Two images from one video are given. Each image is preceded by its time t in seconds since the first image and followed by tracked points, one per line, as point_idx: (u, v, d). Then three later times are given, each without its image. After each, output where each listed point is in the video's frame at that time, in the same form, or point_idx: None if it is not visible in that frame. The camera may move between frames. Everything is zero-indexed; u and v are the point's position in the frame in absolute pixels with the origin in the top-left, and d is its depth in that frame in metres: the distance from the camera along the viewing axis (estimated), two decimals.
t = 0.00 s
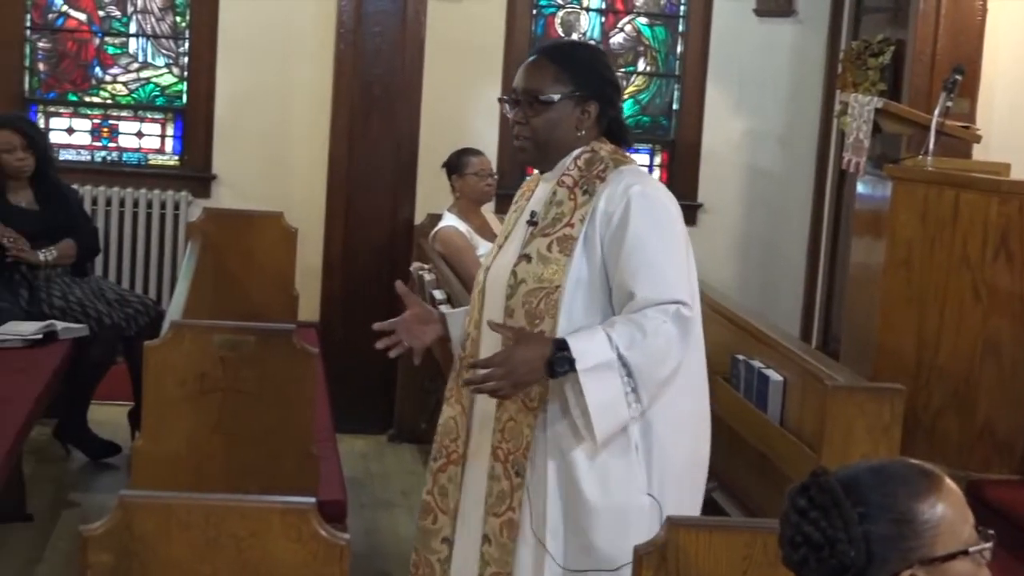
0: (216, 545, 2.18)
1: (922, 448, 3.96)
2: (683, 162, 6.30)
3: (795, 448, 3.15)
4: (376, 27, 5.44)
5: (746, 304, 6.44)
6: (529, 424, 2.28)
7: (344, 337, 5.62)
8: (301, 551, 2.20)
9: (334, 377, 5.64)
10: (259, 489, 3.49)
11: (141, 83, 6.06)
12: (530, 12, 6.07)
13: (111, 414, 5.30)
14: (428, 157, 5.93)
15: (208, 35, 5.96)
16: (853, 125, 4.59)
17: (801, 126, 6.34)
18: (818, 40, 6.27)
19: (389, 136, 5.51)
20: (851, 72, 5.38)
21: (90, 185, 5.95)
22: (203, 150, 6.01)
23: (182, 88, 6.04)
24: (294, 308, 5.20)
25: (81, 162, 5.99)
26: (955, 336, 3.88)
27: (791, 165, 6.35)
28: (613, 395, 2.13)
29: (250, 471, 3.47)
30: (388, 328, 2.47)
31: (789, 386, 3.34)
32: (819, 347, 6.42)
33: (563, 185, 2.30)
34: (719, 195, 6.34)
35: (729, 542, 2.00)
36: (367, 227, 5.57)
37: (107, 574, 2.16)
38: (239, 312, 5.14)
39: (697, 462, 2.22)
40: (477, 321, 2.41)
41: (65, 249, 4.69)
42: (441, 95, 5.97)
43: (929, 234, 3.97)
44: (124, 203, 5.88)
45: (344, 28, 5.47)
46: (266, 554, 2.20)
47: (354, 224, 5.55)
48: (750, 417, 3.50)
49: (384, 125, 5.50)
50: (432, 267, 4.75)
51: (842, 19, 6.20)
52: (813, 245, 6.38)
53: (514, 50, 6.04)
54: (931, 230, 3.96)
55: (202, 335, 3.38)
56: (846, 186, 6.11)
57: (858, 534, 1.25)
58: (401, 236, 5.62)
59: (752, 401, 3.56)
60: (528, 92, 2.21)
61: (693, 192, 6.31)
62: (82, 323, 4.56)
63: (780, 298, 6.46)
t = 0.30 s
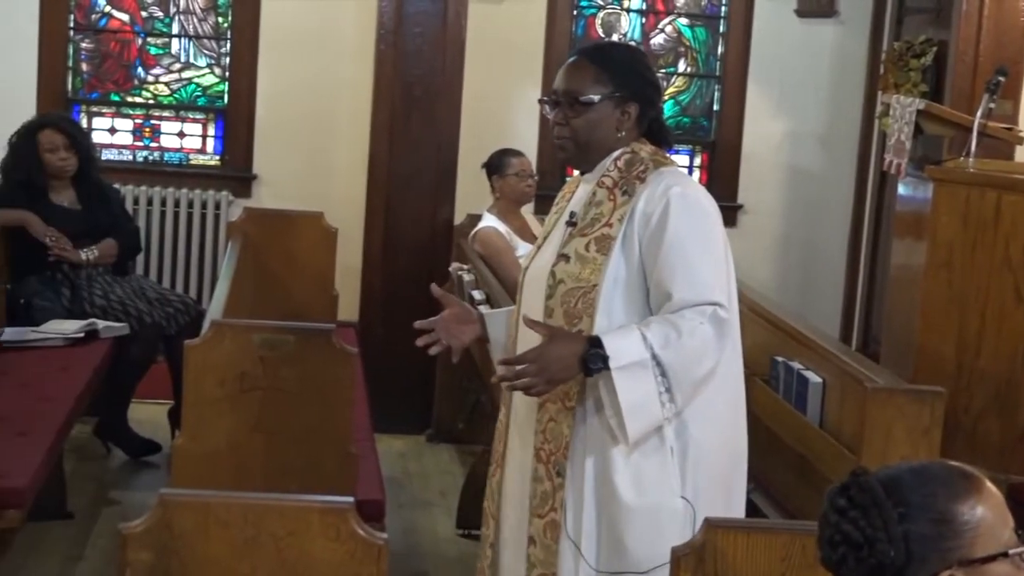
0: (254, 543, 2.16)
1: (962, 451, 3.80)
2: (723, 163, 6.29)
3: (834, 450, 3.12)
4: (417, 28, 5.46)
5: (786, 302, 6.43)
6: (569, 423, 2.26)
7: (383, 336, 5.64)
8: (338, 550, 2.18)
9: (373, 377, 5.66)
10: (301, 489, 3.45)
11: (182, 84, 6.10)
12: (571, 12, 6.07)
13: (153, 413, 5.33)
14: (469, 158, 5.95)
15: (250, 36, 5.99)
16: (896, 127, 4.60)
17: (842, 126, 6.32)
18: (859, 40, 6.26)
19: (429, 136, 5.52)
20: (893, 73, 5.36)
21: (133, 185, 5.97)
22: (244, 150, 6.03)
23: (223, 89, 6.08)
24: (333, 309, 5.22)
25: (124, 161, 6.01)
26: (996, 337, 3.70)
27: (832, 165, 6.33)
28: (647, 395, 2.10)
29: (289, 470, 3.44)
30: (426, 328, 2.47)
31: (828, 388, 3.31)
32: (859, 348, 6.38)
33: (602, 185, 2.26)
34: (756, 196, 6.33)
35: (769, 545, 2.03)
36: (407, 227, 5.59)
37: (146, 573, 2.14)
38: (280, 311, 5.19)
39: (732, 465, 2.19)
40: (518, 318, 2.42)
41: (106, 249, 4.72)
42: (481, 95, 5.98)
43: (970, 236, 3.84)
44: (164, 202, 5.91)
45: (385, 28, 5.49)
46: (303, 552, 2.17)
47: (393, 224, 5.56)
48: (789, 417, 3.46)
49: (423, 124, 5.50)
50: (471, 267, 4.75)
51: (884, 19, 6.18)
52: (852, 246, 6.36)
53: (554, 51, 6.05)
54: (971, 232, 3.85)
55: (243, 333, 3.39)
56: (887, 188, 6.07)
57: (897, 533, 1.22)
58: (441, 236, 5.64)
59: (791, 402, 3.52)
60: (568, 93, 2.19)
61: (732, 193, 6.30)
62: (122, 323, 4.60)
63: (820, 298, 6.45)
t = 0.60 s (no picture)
0: (275, 542, 2.16)
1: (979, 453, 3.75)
2: (744, 163, 6.28)
3: (853, 451, 3.11)
4: (438, 27, 5.46)
5: (806, 301, 6.42)
6: (591, 421, 2.26)
7: (404, 335, 5.65)
8: (358, 549, 2.18)
9: (393, 376, 5.67)
10: (320, 487, 3.46)
11: (204, 83, 6.10)
12: (593, 12, 6.07)
13: (175, 412, 5.35)
14: (490, 157, 5.96)
15: (271, 35, 6.00)
16: (916, 126, 4.61)
17: (863, 127, 6.31)
18: (880, 40, 6.25)
19: (450, 135, 5.52)
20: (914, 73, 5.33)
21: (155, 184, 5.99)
22: (265, 149, 6.05)
23: (244, 88, 6.08)
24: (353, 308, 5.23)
25: (145, 160, 6.03)
26: (1019, 338, 3.71)
27: (853, 165, 6.32)
28: (665, 394, 2.09)
29: (308, 470, 3.45)
30: (448, 329, 2.48)
31: (849, 388, 3.30)
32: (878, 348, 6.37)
33: (624, 185, 2.25)
34: (776, 196, 6.32)
35: (789, 545, 2.02)
36: (428, 226, 5.59)
37: (168, 571, 2.15)
38: (301, 310, 5.20)
39: (750, 465, 2.18)
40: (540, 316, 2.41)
41: (128, 247, 4.74)
42: (502, 94, 5.99)
43: (993, 236, 3.78)
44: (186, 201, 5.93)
45: (406, 28, 5.48)
46: (324, 551, 2.17)
47: (413, 223, 5.56)
48: (807, 415, 3.44)
49: (444, 123, 5.50)
50: (491, 266, 4.76)
51: (905, 19, 6.17)
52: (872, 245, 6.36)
53: (575, 50, 6.05)
54: (993, 232, 3.78)
55: (263, 334, 3.38)
56: (908, 189, 6.07)
57: (919, 529, 1.20)
58: (461, 235, 5.65)
59: (811, 400, 3.49)
60: (590, 94, 2.18)
61: (752, 193, 6.30)
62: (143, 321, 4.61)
63: (842, 299, 6.44)
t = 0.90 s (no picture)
0: (275, 543, 2.16)
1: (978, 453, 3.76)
2: (744, 162, 6.28)
3: (853, 450, 3.11)
4: (438, 27, 5.46)
5: (807, 301, 6.42)
6: (591, 420, 2.25)
7: (404, 334, 5.66)
8: (358, 549, 2.18)
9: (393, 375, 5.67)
10: (320, 487, 3.46)
11: (204, 82, 6.10)
12: (593, 11, 6.06)
13: (174, 411, 5.35)
14: (489, 157, 5.96)
15: (271, 34, 6.00)
16: (916, 125, 4.60)
17: (862, 126, 6.31)
18: (881, 39, 6.24)
19: (450, 134, 5.52)
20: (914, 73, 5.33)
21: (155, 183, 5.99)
22: (265, 148, 6.05)
23: (244, 87, 6.08)
24: (353, 307, 5.23)
25: (145, 160, 6.03)
26: (1019, 336, 3.71)
27: (853, 164, 6.32)
28: (664, 394, 2.09)
29: (308, 470, 3.44)
30: (447, 328, 2.46)
31: (849, 388, 3.30)
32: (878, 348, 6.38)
33: (624, 184, 2.25)
34: (777, 196, 6.32)
35: (786, 543, 2.02)
36: (428, 226, 5.59)
37: (168, 570, 2.14)
38: (301, 310, 5.20)
39: (749, 466, 2.18)
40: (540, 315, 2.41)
41: (128, 246, 4.75)
42: (502, 94, 5.99)
43: (993, 236, 3.78)
44: (185, 201, 5.93)
45: (406, 28, 5.48)
46: (324, 551, 2.17)
47: (413, 222, 5.56)
48: (807, 414, 3.44)
49: (445, 122, 5.50)
50: (491, 266, 4.76)
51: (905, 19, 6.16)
52: (873, 244, 6.36)
53: (576, 49, 6.05)
54: (993, 232, 3.78)
55: (264, 333, 3.39)
56: (909, 188, 6.07)
57: (919, 523, 1.20)
58: (461, 234, 5.64)
59: (811, 399, 3.49)
60: (590, 94, 2.18)
61: (752, 192, 6.30)
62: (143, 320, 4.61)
63: (841, 298, 6.44)
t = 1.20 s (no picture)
0: (273, 542, 2.16)
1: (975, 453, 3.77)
2: (741, 162, 6.29)
3: (848, 449, 3.11)
4: (436, 27, 5.46)
5: (804, 301, 6.42)
6: (588, 420, 2.25)
7: (401, 334, 5.65)
8: (356, 550, 2.18)
9: (390, 375, 5.67)
10: (318, 487, 3.45)
11: (202, 82, 6.10)
12: (590, 12, 6.06)
13: (171, 411, 5.35)
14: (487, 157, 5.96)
15: (269, 34, 6.00)
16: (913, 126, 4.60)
17: (860, 126, 6.31)
18: (878, 39, 6.24)
19: (447, 134, 5.52)
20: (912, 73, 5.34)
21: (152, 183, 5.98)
22: (262, 148, 6.05)
23: (242, 87, 6.08)
24: (351, 307, 5.23)
25: (142, 159, 6.03)
26: (1016, 336, 3.73)
27: (850, 164, 6.32)
28: (658, 393, 2.09)
29: (306, 471, 3.44)
30: (444, 328, 2.47)
31: (846, 389, 3.30)
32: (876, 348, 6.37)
33: (620, 184, 2.25)
34: (775, 196, 6.32)
35: (784, 543, 2.03)
36: (425, 225, 5.59)
37: (165, 571, 2.14)
38: (298, 309, 5.20)
39: (746, 466, 2.18)
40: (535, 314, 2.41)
41: (126, 246, 4.75)
42: (499, 94, 5.99)
43: (990, 236, 3.78)
44: (183, 201, 5.93)
45: (404, 27, 5.48)
46: (322, 551, 2.17)
47: (410, 222, 5.56)
48: (802, 413, 3.46)
49: (442, 121, 5.50)
50: (488, 266, 4.76)
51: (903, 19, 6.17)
52: (870, 244, 6.36)
53: (573, 49, 6.05)
54: (990, 231, 3.77)
55: (261, 332, 3.39)
56: (906, 188, 6.06)
57: (924, 520, 1.20)
58: (459, 234, 5.64)
59: (808, 401, 3.49)
60: (587, 94, 2.18)
61: (750, 192, 6.30)
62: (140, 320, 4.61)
63: (838, 298, 6.44)
